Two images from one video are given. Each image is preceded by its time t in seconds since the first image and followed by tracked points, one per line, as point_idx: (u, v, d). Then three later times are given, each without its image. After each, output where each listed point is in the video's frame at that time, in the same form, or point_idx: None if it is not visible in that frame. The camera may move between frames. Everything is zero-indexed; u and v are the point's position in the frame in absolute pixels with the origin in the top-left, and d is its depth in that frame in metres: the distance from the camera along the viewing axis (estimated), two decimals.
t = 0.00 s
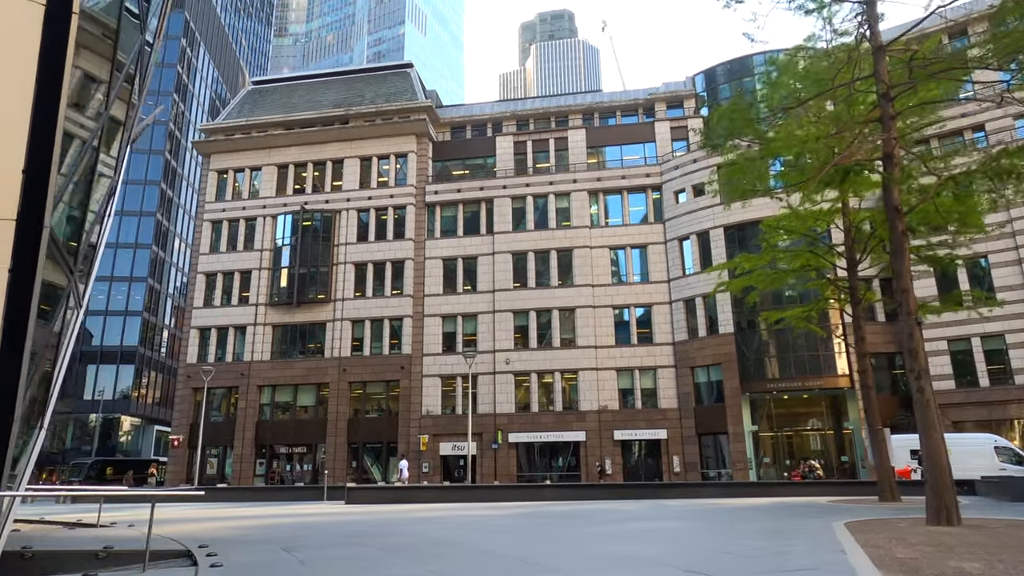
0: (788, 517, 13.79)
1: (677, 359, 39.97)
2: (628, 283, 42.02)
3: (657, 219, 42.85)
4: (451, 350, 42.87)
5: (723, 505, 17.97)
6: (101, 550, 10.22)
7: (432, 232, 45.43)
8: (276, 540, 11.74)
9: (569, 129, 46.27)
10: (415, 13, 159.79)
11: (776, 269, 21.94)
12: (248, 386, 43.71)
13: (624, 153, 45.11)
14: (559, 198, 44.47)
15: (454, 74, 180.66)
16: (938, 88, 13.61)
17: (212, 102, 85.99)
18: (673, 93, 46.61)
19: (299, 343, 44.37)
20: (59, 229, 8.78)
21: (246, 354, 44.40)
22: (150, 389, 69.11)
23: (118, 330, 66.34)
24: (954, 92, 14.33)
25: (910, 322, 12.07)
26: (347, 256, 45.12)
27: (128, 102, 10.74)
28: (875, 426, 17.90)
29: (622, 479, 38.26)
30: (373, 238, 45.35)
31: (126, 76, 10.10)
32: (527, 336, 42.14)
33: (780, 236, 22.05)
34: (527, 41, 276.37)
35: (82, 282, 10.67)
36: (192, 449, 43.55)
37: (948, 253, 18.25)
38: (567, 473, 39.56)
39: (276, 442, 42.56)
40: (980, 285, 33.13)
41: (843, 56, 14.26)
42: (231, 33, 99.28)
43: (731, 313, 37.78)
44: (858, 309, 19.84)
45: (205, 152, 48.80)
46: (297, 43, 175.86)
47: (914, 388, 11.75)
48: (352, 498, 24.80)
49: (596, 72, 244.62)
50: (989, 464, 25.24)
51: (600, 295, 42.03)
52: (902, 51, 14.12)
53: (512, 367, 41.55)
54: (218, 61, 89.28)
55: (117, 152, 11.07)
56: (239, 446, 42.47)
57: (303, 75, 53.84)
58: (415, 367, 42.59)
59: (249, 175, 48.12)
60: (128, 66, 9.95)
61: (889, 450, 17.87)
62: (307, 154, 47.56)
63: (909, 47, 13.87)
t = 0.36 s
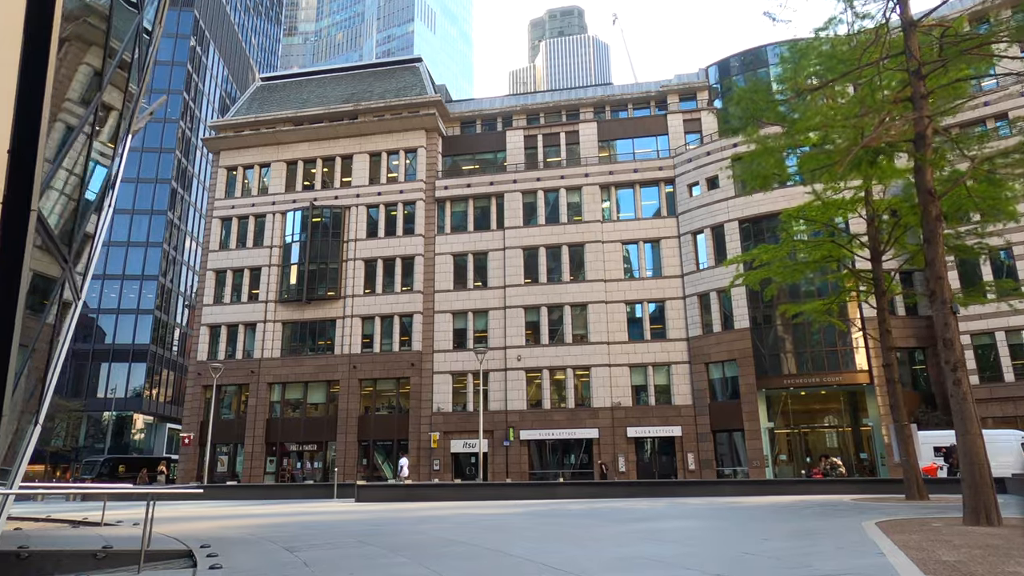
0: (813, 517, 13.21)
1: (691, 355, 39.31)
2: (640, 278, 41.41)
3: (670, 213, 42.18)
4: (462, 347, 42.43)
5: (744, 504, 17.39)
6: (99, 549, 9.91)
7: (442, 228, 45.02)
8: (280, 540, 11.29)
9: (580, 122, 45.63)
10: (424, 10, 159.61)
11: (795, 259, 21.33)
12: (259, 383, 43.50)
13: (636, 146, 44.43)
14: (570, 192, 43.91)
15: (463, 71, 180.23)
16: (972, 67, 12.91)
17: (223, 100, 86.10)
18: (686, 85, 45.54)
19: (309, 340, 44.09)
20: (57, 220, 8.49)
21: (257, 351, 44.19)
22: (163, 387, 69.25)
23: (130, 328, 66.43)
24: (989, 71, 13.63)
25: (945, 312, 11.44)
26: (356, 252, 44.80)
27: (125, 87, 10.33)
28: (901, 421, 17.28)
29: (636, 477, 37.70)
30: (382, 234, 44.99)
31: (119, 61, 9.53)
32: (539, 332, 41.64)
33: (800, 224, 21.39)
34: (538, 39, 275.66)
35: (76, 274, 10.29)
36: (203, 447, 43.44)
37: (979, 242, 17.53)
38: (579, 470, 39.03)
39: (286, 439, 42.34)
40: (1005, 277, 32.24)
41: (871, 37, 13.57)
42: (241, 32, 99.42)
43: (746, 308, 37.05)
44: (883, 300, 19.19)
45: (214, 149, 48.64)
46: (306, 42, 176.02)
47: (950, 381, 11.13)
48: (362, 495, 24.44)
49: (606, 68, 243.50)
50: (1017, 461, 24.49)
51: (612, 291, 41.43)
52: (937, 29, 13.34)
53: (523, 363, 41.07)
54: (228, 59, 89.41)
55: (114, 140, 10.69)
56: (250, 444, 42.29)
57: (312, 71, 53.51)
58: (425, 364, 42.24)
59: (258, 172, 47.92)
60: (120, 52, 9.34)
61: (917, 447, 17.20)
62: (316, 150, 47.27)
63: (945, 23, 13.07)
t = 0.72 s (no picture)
0: (843, 517, 12.59)
1: (705, 351, 38.64)
2: (653, 273, 40.76)
3: (683, 207, 41.50)
4: (472, 344, 41.98)
5: (765, 503, 16.78)
6: (95, 550, 9.54)
7: (451, 224, 44.56)
8: (285, 541, 10.84)
9: (592, 115, 44.99)
10: (433, 7, 159.35)
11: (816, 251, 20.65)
12: (268, 380, 43.25)
13: (648, 139, 43.75)
14: (581, 186, 43.29)
15: (472, 68, 179.68)
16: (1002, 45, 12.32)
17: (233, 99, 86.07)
18: (699, 76, 44.80)
19: (319, 337, 43.80)
20: (50, 211, 8.70)
21: (266, 348, 43.94)
22: (174, 385, 69.28)
23: (141, 326, 66.44)
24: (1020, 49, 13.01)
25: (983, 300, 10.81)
26: (365, 248, 44.45)
27: (118, 77, 10.61)
28: (930, 417, 16.61)
29: (649, 475, 37.10)
30: (392, 230, 44.60)
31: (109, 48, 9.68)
32: (550, 328, 41.10)
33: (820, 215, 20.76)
34: (547, 35, 274.73)
35: (72, 268, 10.34)
36: (213, 444, 43.23)
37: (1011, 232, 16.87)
38: (592, 468, 38.48)
39: (296, 437, 42.06)
40: None
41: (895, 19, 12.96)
42: (251, 31, 99.45)
43: (762, 302, 36.35)
44: (909, 293, 18.53)
45: (223, 145, 48.45)
46: (316, 41, 176.07)
47: (989, 374, 10.52)
48: (371, 493, 24.04)
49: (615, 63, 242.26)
50: None
51: (624, 286, 40.81)
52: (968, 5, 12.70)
53: (534, 360, 40.56)
54: (238, 58, 89.41)
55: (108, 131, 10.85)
56: (260, 441, 42.03)
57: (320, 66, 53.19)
58: (435, 361, 41.82)
59: (267, 168, 47.67)
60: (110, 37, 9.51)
61: (946, 443, 16.56)
62: (325, 146, 46.95)
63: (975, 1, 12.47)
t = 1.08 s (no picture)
0: (874, 519, 11.97)
1: (720, 347, 37.97)
2: (666, 268, 40.09)
3: (696, 201, 40.81)
4: (482, 340, 41.50)
5: (789, 503, 16.16)
6: (91, 551, 9.22)
7: (461, 219, 44.07)
8: (290, 542, 10.39)
9: (603, 109, 44.33)
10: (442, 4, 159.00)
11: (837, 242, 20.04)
12: (278, 378, 42.98)
13: (660, 132, 43.06)
14: (592, 180, 42.67)
15: (482, 65, 179.13)
16: None
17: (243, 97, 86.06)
18: (712, 68, 44.08)
19: (329, 335, 43.47)
20: (43, 201, 8.71)
21: (275, 346, 43.67)
22: (185, 383, 69.33)
23: (152, 325, 66.42)
24: None
25: None
26: (375, 245, 44.08)
27: (112, 65, 10.64)
28: (960, 413, 15.96)
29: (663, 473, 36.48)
30: (401, 226, 44.20)
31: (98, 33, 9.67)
32: (562, 325, 40.53)
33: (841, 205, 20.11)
34: (556, 32, 273.64)
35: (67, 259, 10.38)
36: (222, 443, 43.01)
37: None
38: (605, 466, 37.90)
39: (306, 435, 41.74)
40: None
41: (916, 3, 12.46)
42: (260, 29, 99.53)
43: (778, 297, 35.66)
44: (935, 285, 17.90)
45: (231, 142, 48.24)
46: (325, 39, 176.01)
47: None
48: (382, 492, 23.60)
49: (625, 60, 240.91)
50: None
51: (637, 281, 40.17)
52: None
53: (546, 357, 40.01)
54: (248, 56, 89.42)
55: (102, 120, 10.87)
56: (269, 440, 41.75)
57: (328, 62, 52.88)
58: (446, 358, 41.38)
59: (276, 165, 47.40)
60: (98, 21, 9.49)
61: (976, 440, 15.92)
62: (333, 142, 46.59)
63: None
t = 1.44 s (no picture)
0: (910, 522, 11.35)
1: (735, 344, 37.25)
2: (680, 263, 39.41)
3: (711, 194, 40.09)
4: (493, 337, 41.00)
5: (813, 505, 15.55)
6: (85, 555, 8.79)
7: (471, 215, 43.57)
8: (295, 546, 9.95)
9: (614, 102, 43.66)
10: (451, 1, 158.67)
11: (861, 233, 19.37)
12: (288, 376, 42.71)
13: (673, 125, 42.35)
14: (604, 174, 42.03)
15: (491, 62, 178.57)
16: None
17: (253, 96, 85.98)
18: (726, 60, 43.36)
19: (339, 332, 43.13)
20: (32, 189, 8.47)
21: (285, 343, 43.39)
22: (196, 382, 69.37)
23: (163, 323, 66.38)
24: None
25: None
26: (384, 241, 43.69)
27: (105, 52, 10.41)
28: (994, 411, 15.28)
29: (678, 472, 35.83)
30: (411, 222, 43.77)
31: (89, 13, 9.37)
32: (573, 321, 39.95)
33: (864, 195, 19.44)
34: (566, 29, 272.64)
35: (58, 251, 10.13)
36: (233, 441, 42.78)
37: None
38: (619, 465, 37.29)
39: (316, 433, 41.41)
40: None
41: None
42: (270, 28, 99.59)
43: (795, 292, 34.96)
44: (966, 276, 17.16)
45: (240, 139, 47.99)
46: (334, 38, 175.88)
47: None
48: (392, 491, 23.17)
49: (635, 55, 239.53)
50: None
51: (650, 277, 39.51)
52: None
53: (558, 354, 39.46)
54: (257, 55, 89.39)
55: (96, 108, 10.61)
56: (279, 438, 41.45)
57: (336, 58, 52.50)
58: (456, 356, 40.91)
59: (284, 161, 47.11)
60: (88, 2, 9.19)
61: (1011, 439, 15.23)
62: (342, 138, 46.22)
63: None
